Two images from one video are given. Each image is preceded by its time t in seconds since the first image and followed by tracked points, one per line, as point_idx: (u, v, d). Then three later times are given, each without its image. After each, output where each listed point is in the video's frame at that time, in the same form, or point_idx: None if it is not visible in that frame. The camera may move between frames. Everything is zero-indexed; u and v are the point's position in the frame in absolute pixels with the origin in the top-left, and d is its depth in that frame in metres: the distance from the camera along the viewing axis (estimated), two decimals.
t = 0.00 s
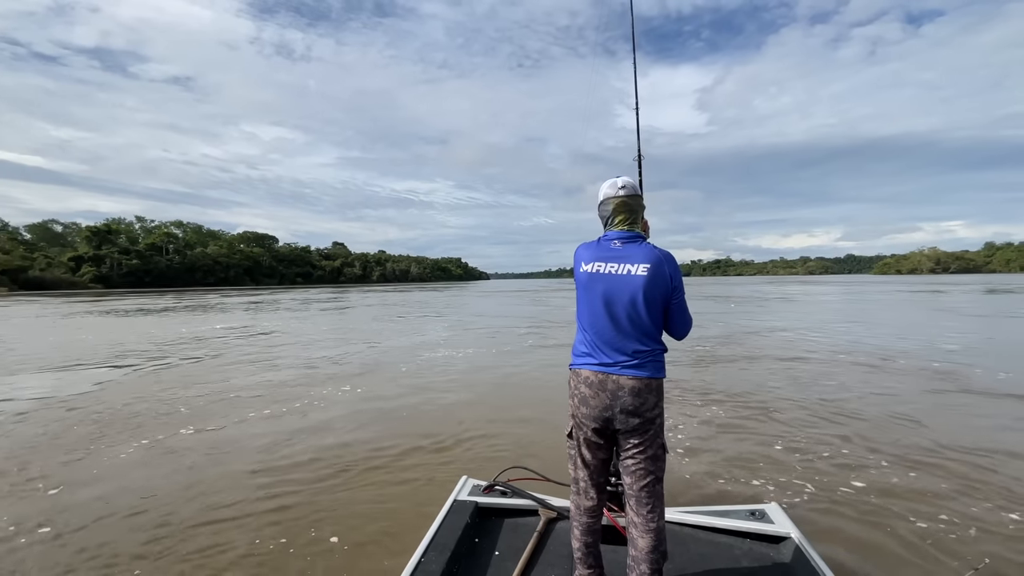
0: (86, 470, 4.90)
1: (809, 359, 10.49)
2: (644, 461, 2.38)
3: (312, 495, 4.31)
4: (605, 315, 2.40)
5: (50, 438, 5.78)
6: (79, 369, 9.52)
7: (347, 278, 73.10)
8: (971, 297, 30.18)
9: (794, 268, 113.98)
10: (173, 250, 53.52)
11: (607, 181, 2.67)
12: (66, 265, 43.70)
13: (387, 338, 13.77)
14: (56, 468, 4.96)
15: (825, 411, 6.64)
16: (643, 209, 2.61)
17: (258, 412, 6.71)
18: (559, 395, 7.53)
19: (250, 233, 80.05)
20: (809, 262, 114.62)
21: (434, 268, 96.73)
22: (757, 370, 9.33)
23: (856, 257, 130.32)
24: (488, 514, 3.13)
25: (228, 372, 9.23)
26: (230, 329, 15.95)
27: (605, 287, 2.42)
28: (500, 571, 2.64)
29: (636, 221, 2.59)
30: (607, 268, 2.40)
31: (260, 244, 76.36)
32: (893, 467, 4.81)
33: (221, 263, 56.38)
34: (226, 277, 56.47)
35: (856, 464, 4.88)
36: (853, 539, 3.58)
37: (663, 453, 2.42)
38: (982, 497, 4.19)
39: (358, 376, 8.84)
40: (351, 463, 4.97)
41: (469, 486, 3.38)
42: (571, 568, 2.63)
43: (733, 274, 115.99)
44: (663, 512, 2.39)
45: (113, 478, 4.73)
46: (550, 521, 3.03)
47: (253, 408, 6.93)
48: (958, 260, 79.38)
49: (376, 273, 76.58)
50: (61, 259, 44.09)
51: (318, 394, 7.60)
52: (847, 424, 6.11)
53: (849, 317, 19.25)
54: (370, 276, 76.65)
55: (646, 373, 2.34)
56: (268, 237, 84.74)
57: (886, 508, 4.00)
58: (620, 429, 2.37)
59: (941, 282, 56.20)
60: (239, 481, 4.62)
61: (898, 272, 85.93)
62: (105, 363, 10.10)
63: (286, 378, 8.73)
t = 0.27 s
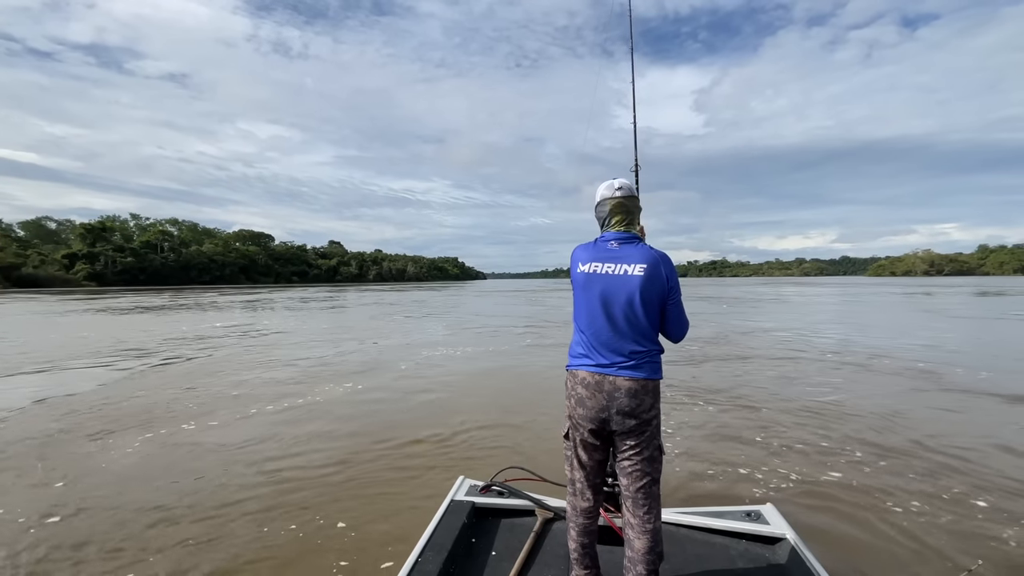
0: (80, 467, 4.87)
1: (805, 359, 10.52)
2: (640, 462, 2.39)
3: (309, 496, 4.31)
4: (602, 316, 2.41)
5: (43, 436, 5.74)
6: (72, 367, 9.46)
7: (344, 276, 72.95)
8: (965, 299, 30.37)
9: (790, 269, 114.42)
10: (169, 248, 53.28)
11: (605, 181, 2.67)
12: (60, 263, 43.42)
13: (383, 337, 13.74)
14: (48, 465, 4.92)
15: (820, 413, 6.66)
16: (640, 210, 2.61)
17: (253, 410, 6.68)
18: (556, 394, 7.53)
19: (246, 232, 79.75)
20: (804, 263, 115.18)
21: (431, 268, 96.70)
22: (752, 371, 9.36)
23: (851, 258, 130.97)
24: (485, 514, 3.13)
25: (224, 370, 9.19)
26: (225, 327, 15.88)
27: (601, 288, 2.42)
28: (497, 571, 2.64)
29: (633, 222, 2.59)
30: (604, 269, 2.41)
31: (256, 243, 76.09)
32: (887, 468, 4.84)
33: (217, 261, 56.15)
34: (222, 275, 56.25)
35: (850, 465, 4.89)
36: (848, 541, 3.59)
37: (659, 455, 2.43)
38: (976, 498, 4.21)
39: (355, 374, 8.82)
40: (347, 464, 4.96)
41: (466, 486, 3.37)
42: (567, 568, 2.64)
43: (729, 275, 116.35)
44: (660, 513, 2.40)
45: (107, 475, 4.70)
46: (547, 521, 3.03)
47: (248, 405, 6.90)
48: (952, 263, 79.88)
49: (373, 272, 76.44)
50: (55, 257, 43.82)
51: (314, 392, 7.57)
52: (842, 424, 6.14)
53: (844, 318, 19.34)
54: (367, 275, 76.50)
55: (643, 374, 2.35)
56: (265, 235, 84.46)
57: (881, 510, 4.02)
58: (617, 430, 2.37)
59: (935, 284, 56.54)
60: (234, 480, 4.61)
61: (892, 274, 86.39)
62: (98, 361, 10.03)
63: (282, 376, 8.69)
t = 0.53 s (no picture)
0: (72, 466, 4.85)
1: (801, 360, 10.55)
2: (637, 464, 2.39)
3: (304, 496, 4.30)
4: (601, 317, 2.41)
5: (34, 434, 5.68)
6: (65, 365, 9.40)
7: (340, 275, 72.73)
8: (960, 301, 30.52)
9: (785, 271, 114.87)
10: (163, 245, 52.95)
11: (604, 183, 2.67)
12: (53, 260, 43.10)
13: (380, 336, 13.70)
14: (39, 465, 4.87)
15: (815, 413, 6.68)
16: (639, 211, 2.61)
17: (248, 409, 6.65)
18: (552, 394, 7.53)
19: (241, 229, 79.38)
20: (799, 265, 115.69)
21: (427, 267, 96.54)
22: (748, 371, 9.38)
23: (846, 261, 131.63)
24: (481, 515, 3.13)
25: (219, 368, 9.15)
26: (220, 325, 15.80)
27: (600, 288, 2.43)
28: (493, 571, 2.64)
29: (631, 223, 2.59)
30: (603, 269, 2.41)
31: (251, 241, 75.76)
32: (881, 468, 4.86)
33: (212, 259, 55.87)
34: (217, 273, 55.98)
35: (844, 466, 4.92)
36: (845, 542, 3.56)
37: (656, 456, 2.43)
38: (969, 499, 4.24)
39: (350, 373, 8.79)
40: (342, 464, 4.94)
41: (463, 487, 3.37)
42: (563, 569, 2.64)
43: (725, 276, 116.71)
44: (656, 514, 2.40)
45: (99, 475, 4.67)
46: (543, 522, 3.04)
47: (243, 404, 6.87)
48: (946, 265, 80.40)
49: (369, 271, 76.25)
50: (48, 254, 43.50)
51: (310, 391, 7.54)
52: (836, 425, 6.16)
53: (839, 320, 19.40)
54: (363, 274, 76.29)
55: (641, 375, 2.35)
56: (260, 233, 84.08)
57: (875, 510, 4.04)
58: (614, 431, 2.37)
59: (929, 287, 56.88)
60: (228, 481, 4.60)
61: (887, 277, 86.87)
62: (91, 359, 9.96)
63: (277, 375, 8.65)
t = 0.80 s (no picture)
0: (63, 461, 4.80)
1: (795, 360, 10.60)
2: (634, 465, 2.39)
3: (298, 491, 4.28)
4: (599, 317, 2.41)
5: (22, 430, 5.59)
6: (57, 361, 9.30)
7: (335, 274, 72.49)
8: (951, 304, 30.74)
9: (779, 273, 115.39)
10: (156, 242, 52.52)
11: (603, 184, 2.67)
12: (45, 256, 42.72)
13: (374, 334, 13.66)
14: (28, 461, 4.79)
15: (809, 413, 6.72)
16: (638, 212, 2.61)
17: (243, 406, 6.61)
18: (547, 393, 7.52)
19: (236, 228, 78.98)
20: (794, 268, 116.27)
21: (423, 267, 96.39)
22: (742, 371, 9.41)
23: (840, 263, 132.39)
24: (477, 515, 3.12)
25: (212, 366, 9.08)
26: (214, 323, 15.70)
27: (599, 288, 2.43)
28: (489, 572, 2.63)
29: (630, 224, 2.59)
30: (601, 269, 2.41)
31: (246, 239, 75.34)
32: (875, 468, 4.88)
33: (206, 257, 55.56)
34: (211, 271, 55.65)
35: (839, 465, 4.94)
36: (839, 541, 3.57)
37: (653, 457, 2.43)
38: (962, 498, 4.26)
39: (345, 371, 8.76)
40: (337, 460, 4.93)
41: (459, 487, 3.36)
42: (559, 570, 2.63)
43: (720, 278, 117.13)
44: (653, 515, 2.40)
45: (91, 471, 4.63)
46: (539, 522, 3.03)
47: (237, 401, 6.83)
48: (938, 268, 81.00)
49: (364, 270, 76.04)
50: (40, 250, 43.10)
51: (305, 388, 7.51)
52: (830, 424, 6.19)
53: (833, 321, 19.50)
54: (358, 273, 76.07)
55: (638, 376, 2.35)
56: (255, 232, 83.67)
57: (869, 509, 4.06)
58: (611, 432, 2.37)
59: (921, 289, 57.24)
60: (222, 476, 4.57)
61: (880, 279, 87.41)
62: (82, 356, 9.87)
63: (271, 372, 8.60)
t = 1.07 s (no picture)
0: (56, 456, 4.76)
1: (790, 359, 10.64)
2: (632, 464, 2.39)
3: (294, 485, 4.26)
4: (598, 317, 2.41)
5: (12, 427, 5.52)
6: (49, 359, 9.21)
7: (330, 274, 72.22)
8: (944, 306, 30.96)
9: (774, 275, 115.87)
10: (150, 240, 52.17)
11: (603, 184, 2.67)
12: (37, 254, 42.33)
13: (369, 333, 13.61)
14: (19, 456, 4.75)
15: (804, 411, 6.75)
16: (637, 212, 2.62)
17: (237, 402, 6.58)
18: (543, 391, 7.52)
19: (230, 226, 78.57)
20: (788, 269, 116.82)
21: (418, 267, 96.22)
22: (737, 370, 9.44)
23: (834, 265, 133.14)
24: (475, 515, 3.12)
25: (207, 363, 9.03)
26: (208, 322, 15.60)
27: (598, 288, 2.43)
28: (487, 572, 2.63)
29: (629, 223, 2.60)
30: (600, 269, 2.41)
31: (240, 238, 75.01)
32: (869, 466, 4.91)
33: (200, 256, 55.25)
34: (205, 270, 55.33)
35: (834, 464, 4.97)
36: (835, 539, 3.59)
37: (651, 456, 2.43)
38: (955, 496, 4.30)
39: (340, 369, 8.72)
40: (333, 455, 4.91)
41: (456, 487, 3.35)
42: (557, 570, 2.63)
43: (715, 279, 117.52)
44: (650, 515, 2.40)
45: (85, 464, 4.60)
46: (537, 522, 3.03)
47: (231, 398, 6.79)
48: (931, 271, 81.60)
49: (359, 270, 75.83)
50: (31, 249, 42.70)
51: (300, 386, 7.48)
52: (825, 423, 6.22)
53: (828, 322, 19.60)
54: (353, 272, 75.83)
55: (636, 376, 2.35)
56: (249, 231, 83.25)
57: (864, 508, 4.08)
58: (609, 432, 2.37)
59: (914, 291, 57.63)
60: (218, 470, 4.55)
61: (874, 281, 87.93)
62: (75, 354, 9.79)
63: (266, 370, 8.56)
